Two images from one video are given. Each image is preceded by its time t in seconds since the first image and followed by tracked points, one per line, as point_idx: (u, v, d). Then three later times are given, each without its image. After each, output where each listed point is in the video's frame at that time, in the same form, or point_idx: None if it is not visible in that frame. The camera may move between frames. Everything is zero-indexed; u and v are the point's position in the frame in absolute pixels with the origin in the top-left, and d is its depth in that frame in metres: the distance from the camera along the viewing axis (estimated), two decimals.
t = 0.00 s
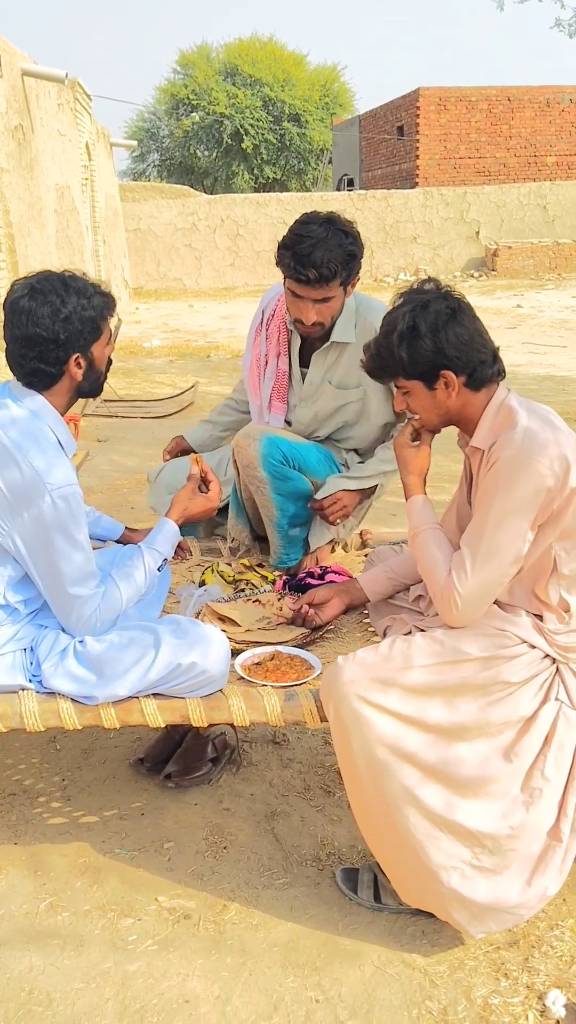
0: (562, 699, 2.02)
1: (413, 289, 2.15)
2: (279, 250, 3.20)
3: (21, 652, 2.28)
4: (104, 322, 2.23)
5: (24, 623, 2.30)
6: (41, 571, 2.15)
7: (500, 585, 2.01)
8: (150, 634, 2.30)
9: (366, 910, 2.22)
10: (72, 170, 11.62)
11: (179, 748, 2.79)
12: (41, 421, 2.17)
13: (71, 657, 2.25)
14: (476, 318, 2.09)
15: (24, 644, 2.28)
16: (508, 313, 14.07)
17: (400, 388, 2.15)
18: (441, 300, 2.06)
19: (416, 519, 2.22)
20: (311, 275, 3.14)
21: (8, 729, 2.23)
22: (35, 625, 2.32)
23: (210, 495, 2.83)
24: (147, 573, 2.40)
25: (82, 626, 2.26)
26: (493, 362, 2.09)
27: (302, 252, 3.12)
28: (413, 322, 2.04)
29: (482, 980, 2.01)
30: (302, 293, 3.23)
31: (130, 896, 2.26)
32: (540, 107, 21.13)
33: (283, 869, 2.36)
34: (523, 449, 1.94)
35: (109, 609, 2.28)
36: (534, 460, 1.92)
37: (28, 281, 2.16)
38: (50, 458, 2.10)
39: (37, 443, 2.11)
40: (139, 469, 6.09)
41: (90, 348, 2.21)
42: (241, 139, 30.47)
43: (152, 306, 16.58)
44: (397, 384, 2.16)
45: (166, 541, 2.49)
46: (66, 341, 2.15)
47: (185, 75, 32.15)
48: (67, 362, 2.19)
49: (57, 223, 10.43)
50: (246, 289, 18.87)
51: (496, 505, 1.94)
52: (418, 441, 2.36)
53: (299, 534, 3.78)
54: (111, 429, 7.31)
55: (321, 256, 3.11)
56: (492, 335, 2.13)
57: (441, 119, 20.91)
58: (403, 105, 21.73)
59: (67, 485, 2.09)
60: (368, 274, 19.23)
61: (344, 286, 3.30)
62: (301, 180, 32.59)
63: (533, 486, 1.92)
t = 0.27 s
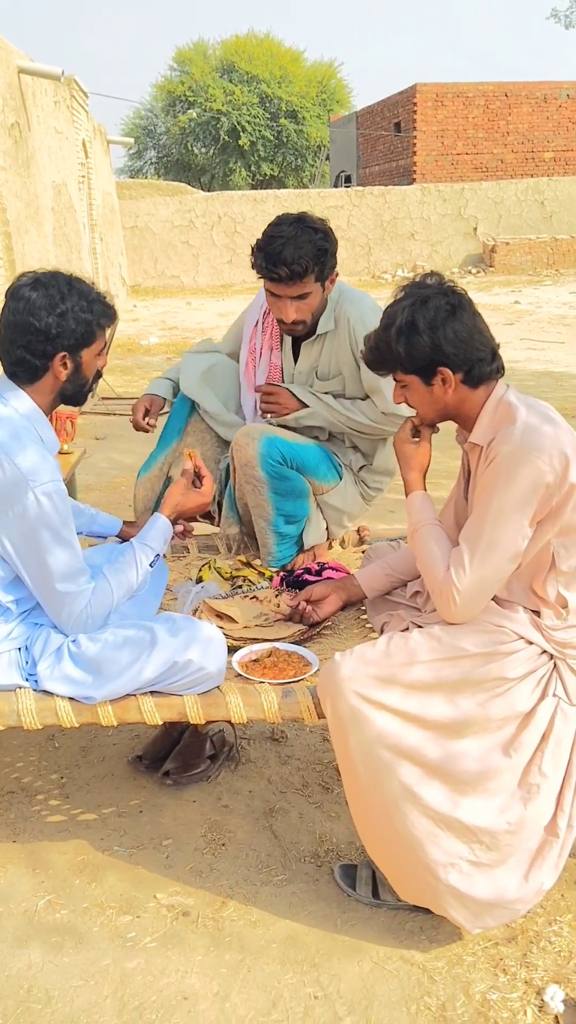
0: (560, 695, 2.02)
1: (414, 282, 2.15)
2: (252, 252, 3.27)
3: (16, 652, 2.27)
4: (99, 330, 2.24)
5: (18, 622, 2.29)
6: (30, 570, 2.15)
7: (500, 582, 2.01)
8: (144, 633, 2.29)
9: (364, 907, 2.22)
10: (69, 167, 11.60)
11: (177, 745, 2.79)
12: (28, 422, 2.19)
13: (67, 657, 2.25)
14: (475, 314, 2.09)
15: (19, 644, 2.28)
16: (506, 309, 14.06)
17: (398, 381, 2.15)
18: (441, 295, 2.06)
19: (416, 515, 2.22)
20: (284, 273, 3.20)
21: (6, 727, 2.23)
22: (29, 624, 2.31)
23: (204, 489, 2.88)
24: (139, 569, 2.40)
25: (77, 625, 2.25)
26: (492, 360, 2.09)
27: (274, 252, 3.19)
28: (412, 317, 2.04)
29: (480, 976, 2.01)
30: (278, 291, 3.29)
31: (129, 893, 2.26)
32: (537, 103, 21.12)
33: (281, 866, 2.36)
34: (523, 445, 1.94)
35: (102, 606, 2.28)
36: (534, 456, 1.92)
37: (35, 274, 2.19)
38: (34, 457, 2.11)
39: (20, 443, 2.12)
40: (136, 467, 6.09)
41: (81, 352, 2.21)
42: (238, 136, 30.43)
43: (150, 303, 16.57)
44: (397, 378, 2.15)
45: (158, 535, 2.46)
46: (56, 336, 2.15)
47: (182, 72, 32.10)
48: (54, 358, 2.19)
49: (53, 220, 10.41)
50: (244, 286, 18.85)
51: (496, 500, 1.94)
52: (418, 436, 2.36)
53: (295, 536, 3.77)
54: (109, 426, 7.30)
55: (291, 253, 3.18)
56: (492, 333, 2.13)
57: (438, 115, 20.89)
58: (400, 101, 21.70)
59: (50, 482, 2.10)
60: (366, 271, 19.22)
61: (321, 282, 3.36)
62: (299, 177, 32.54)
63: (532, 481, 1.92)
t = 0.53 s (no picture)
0: (559, 692, 2.02)
1: (422, 277, 2.14)
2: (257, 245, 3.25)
3: (13, 651, 2.28)
4: (81, 335, 2.28)
5: (14, 621, 2.30)
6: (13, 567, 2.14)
7: (499, 579, 2.01)
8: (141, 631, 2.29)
9: (364, 904, 2.22)
10: (66, 165, 11.58)
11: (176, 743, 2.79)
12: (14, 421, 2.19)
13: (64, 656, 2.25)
14: (479, 312, 2.08)
15: (16, 643, 2.28)
16: (504, 306, 14.05)
17: (397, 376, 2.15)
18: (443, 292, 2.05)
19: (416, 509, 2.22)
20: (289, 265, 3.18)
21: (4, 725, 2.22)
22: (26, 623, 2.32)
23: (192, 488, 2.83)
24: (124, 562, 2.39)
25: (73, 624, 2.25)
26: (492, 362, 2.08)
27: (277, 244, 3.17)
28: (412, 314, 2.04)
29: (480, 972, 2.01)
30: (283, 284, 3.27)
31: (128, 891, 2.26)
32: (535, 99, 21.10)
33: (280, 864, 2.36)
34: (523, 441, 1.93)
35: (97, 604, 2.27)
36: (534, 453, 1.92)
37: (35, 268, 2.28)
38: (18, 454, 2.10)
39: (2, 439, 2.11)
40: (135, 465, 6.08)
41: (61, 349, 2.25)
42: (235, 134, 30.41)
43: (147, 301, 16.56)
44: (397, 371, 2.16)
45: (144, 531, 2.49)
46: (38, 323, 2.19)
47: (179, 69, 32.04)
48: (32, 347, 2.22)
49: (51, 219, 10.39)
50: (242, 284, 18.83)
51: (496, 498, 1.94)
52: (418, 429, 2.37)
53: (304, 527, 3.77)
54: (107, 425, 7.29)
55: (295, 244, 3.15)
56: (497, 335, 2.11)
57: (436, 112, 20.86)
58: (398, 98, 21.67)
59: (29, 476, 2.08)
60: (364, 268, 19.20)
61: (325, 275, 3.33)
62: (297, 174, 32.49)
63: (533, 479, 1.92)
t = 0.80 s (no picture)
0: (558, 689, 2.02)
1: (426, 274, 2.13)
2: (269, 248, 3.21)
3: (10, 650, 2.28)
4: (70, 330, 2.27)
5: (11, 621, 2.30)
6: None
7: (498, 576, 2.01)
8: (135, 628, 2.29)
9: (363, 901, 2.23)
10: (64, 163, 11.57)
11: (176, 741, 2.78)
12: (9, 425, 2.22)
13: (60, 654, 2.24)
14: (481, 311, 2.07)
15: (13, 642, 2.28)
16: (502, 304, 14.04)
17: (396, 371, 2.16)
18: (444, 290, 2.05)
19: (416, 507, 2.21)
20: (305, 272, 3.15)
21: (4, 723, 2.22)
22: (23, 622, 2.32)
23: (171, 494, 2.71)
24: (98, 566, 2.32)
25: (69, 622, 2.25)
26: (490, 363, 2.07)
27: (292, 250, 3.14)
28: (411, 311, 2.05)
29: (480, 969, 2.01)
30: (294, 288, 3.24)
31: (128, 890, 2.26)
32: (533, 97, 21.09)
33: (280, 861, 2.36)
34: (523, 439, 1.94)
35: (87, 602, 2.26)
36: (534, 450, 1.92)
37: (23, 266, 2.29)
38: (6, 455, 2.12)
39: None
40: (134, 464, 6.08)
41: (49, 343, 2.25)
42: (233, 132, 30.42)
43: (146, 300, 16.55)
44: (396, 367, 2.17)
45: (120, 535, 2.39)
46: (23, 319, 2.20)
47: (177, 68, 32.02)
48: (20, 343, 2.22)
49: (49, 218, 10.38)
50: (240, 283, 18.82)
51: (496, 495, 1.94)
52: (417, 426, 2.38)
53: (317, 527, 3.73)
54: (106, 424, 7.29)
55: (311, 250, 3.13)
56: (498, 337, 2.10)
57: (434, 110, 20.86)
58: (396, 96, 21.66)
59: (13, 477, 2.09)
60: (362, 266, 19.21)
61: (336, 280, 3.33)
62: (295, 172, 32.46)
63: (533, 477, 1.92)
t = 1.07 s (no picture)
0: (558, 684, 2.02)
1: (426, 271, 2.14)
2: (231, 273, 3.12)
3: (14, 648, 2.29)
4: (76, 319, 2.28)
5: (15, 619, 2.32)
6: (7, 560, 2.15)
7: (497, 574, 2.02)
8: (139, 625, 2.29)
9: (364, 897, 2.23)
10: (62, 162, 11.56)
11: (176, 738, 2.79)
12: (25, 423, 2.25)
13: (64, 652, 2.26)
14: (479, 309, 2.07)
15: (17, 640, 2.30)
16: (501, 302, 14.03)
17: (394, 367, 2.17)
18: (442, 288, 2.06)
19: (416, 507, 2.22)
20: (267, 299, 3.07)
21: (5, 721, 2.23)
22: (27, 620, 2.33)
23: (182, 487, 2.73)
24: (116, 562, 2.39)
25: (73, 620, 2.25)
26: (486, 361, 2.07)
27: (253, 277, 3.05)
28: (408, 308, 2.06)
29: (480, 964, 2.02)
30: (258, 314, 3.16)
31: (129, 886, 2.27)
32: (531, 94, 21.09)
33: (281, 858, 2.37)
34: (522, 436, 1.94)
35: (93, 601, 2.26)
36: (532, 447, 1.93)
37: (12, 264, 2.26)
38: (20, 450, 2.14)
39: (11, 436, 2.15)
40: (133, 462, 6.08)
41: (62, 337, 2.26)
42: (232, 130, 30.42)
43: (145, 298, 16.53)
44: (394, 364, 2.18)
45: (136, 533, 2.44)
46: (33, 323, 2.20)
47: (175, 66, 31.98)
48: (35, 346, 2.23)
49: (48, 216, 10.37)
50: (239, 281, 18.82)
51: (495, 492, 1.95)
52: (412, 425, 2.38)
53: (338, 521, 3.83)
54: (105, 422, 7.29)
55: (274, 277, 3.04)
56: (497, 334, 2.09)
57: (432, 108, 20.85)
58: (394, 94, 21.64)
59: (31, 475, 2.11)
60: (361, 264, 19.20)
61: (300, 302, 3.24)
62: (293, 170, 32.42)
63: (531, 474, 1.93)
